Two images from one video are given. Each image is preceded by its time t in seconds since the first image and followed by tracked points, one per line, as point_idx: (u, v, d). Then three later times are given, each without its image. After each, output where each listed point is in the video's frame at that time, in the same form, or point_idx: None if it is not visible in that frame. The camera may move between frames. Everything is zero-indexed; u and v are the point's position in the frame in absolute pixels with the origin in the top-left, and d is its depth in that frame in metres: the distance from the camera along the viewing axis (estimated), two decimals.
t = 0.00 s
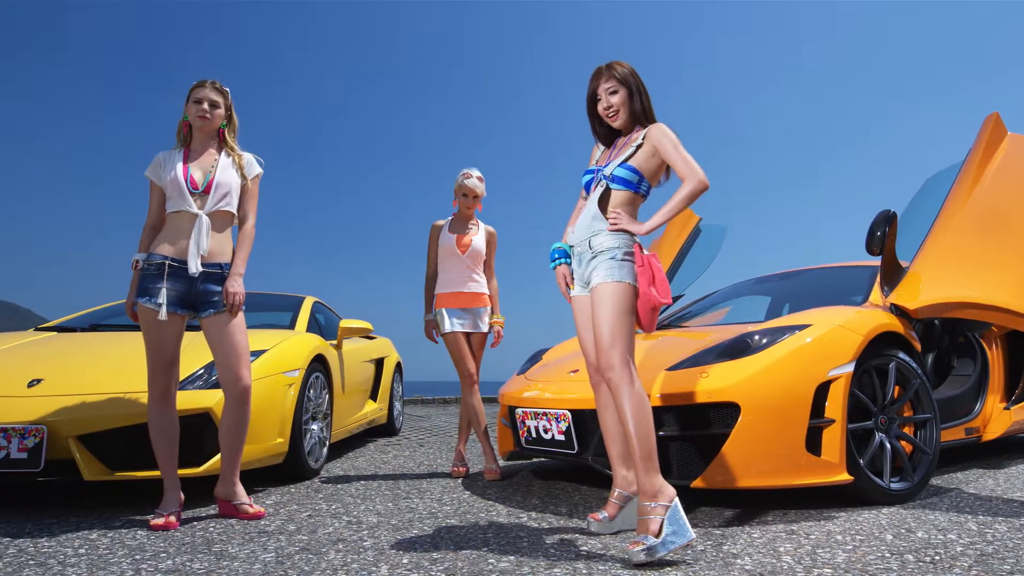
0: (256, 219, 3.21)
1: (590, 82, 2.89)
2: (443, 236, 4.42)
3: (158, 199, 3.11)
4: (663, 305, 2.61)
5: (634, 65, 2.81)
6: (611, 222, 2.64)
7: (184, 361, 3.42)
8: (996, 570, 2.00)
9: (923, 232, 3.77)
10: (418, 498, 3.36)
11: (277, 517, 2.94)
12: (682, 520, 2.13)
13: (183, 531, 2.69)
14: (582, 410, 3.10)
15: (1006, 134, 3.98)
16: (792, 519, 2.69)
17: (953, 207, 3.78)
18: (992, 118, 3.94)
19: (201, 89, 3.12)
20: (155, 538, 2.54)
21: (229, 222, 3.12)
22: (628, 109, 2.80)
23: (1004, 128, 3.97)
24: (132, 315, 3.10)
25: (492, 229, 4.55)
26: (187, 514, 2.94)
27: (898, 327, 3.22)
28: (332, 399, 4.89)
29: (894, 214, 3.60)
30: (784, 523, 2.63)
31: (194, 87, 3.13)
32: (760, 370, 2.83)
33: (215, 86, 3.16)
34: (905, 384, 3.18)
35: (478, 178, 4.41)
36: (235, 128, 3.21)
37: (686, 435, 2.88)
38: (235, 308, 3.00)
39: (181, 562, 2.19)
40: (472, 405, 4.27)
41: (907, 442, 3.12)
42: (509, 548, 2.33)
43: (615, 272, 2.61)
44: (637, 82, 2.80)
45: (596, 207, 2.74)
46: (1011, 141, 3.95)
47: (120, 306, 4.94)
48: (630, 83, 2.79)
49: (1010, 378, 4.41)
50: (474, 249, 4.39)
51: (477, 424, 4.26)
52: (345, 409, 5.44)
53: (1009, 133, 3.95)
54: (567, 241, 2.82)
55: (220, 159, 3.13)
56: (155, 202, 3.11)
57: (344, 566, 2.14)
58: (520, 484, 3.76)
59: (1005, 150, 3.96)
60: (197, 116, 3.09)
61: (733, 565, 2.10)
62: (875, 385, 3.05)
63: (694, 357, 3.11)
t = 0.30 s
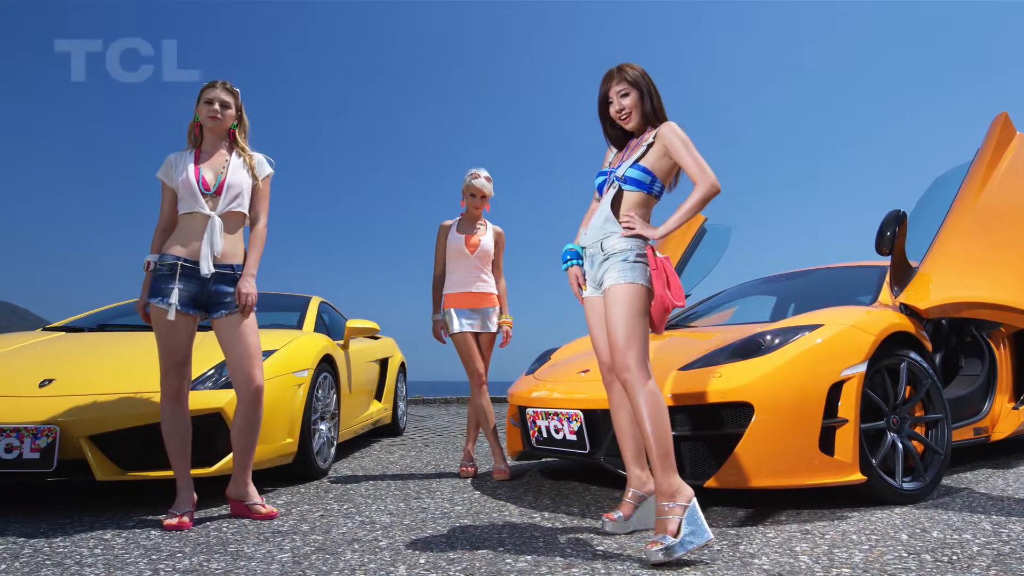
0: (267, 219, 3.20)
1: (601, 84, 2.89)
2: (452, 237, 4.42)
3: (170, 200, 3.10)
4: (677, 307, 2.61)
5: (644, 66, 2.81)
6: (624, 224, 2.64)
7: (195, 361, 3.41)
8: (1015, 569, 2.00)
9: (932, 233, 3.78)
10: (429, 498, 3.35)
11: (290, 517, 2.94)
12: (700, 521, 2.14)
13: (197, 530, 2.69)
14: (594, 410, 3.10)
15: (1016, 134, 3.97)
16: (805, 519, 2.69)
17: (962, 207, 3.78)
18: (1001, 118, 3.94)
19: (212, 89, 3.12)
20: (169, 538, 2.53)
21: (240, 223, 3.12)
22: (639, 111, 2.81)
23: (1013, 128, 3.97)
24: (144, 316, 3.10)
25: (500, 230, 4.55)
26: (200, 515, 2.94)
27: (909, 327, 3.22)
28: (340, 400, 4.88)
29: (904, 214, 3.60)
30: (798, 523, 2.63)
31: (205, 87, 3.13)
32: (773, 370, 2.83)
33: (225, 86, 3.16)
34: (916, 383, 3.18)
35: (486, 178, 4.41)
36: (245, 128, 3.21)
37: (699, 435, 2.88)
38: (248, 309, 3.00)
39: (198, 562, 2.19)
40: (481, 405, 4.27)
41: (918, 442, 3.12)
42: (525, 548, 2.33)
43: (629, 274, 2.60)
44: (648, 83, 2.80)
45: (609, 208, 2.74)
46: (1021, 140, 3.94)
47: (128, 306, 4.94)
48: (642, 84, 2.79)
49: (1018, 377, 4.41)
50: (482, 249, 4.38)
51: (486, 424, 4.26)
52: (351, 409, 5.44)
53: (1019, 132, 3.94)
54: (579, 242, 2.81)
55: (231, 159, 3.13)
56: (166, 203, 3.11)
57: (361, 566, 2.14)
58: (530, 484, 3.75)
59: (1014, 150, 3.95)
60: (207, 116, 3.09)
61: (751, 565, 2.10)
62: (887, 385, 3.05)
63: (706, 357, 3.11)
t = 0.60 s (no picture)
0: (279, 219, 3.20)
1: (612, 86, 2.89)
2: (460, 237, 4.42)
3: (182, 201, 3.11)
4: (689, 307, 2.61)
5: (655, 68, 2.81)
6: (636, 225, 2.63)
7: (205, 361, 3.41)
8: None
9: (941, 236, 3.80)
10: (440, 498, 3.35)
11: (302, 517, 2.94)
12: (716, 520, 2.14)
13: (211, 530, 2.69)
14: (605, 410, 3.11)
15: None
16: (818, 519, 2.69)
17: (971, 209, 3.79)
18: (1010, 118, 3.94)
19: (222, 90, 3.12)
20: (183, 539, 2.53)
21: (252, 224, 3.12)
22: (650, 113, 2.81)
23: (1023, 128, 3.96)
24: (156, 316, 3.10)
25: (507, 229, 4.55)
26: (212, 515, 2.94)
27: (920, 327, 3.22)
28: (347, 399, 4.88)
29: (914, 214, 3.60)
30: (811, 522, 2.64)
31: (216, 88, 3.13)
32: (786, 370, 2.83)
33: (235, 87, 3.15)
34: (927, 383, 3.19)
35: (494, 178, 4.40)
36: (256, 129, 3.21)
37: (711, 435, 2.88)
38: (261, 310, 3.00)
39: (215, 562, 2.19)
40: (489, 404, 4.26)
41: (930, 442, 3.13)
42: (540, 548, 2.32)
43: (641, 275, 2.60)
44: (659, 84, 2.80)
45: (621, 209, 2.74)
46: None
47: (135, 305, 4.93)
48: (653, 85, 2.79)
49: None
50: (491, 249, 4.38)
51: (494, 423, 4.25)
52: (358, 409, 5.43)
53: None
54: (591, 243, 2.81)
55: (242, 160, 3.13)
56: (179, 204, 3.11)
57: (379, 567, 2.14)
58: (540, 484, 3.75)
59: None
60: (219, 117, 3.09)
61: (768, 565, 2.10)
62: (899, 385, 3.06)
63: (718, 357, 3.11)
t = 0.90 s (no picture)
0: (290, 220, 3.20)
1: (623, 86, 2.89)
2: (468, 237, 4.41)
3: (194, 201, 3.10)
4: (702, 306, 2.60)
5: (666, 67, 2.80)
6: (648, 225, 2.63)
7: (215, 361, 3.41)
8: None
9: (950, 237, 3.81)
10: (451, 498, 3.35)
11: (314, 517, 2.94)
12: (733, 519, 2.14)
13: (223, 530, 2.69)
14: (617, 410, 3.10)
15: None
16: (831, 519, 2.69)
17: (979, 209, 3.80)
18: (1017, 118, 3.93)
19: (233, 90, 3.12)
20: (197, 539, 2.53)
21: (263, 224, 3.12)
22: (661, 113, 2.80)
23: None
24: (169, 316, 3.11)
25: (515, 229, 4.55)
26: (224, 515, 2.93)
27: (931, 327, 3.22)
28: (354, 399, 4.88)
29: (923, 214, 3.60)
30: (824, 522, 2.63)
31: (228, 88, 3.13)
32: (799, 370, 2.83)
33: (247, 87, 3.15)
34: (938, 383, 3.19)
35: (502, 178, 4.40)
36: (268, 129, 3.21)
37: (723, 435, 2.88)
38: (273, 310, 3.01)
39: (231, 562, 2.19)
40: (497, 404, 4.26)
41: (941, 441, 3.13)
42: (555, 547, 2.32)
43: (653, 274, 2.60)
44: (670, 84, 2.79)
45: (633, 208, 2.75)
46: None
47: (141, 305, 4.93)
48: (664, 85, 2.79)
49: None
50: (499, 249, 4.38)
51: (502, 422, 4.25)
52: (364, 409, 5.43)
53: None
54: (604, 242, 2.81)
55: (254, 161, 3.13)
56: (191, 204, 3.11)
57: (396, 567, 2.14)
58: (549, 484, 3.75)
59: None
60: (231, 118, 3.09)
61: (786, 565, 2.11)
62: (910, 385, 3.06)
63: (729, 357, 3.10)
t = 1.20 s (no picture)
0: (301, 220, 3.20)
1: (634, 85, 2.89)
2: (475, 237, 4.41)
3: (206, 202, 3.10)
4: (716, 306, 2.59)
5: (676, 65, 2.77)
6: (659, 224, 2.63)
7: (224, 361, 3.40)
8: None
9: (958, 237, 3.82)
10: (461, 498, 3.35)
11: (325, 517, 2.94)
12: (745, 517, 2.14)
13: (236, 530, 2.69)
14: (628, 410, 3.10)
15: None
16: (843, 519, 2.69)
17: (987, 210, 3.80)
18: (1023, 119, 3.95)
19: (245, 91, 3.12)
20: (210, 539, 2.53)
21: (274, 224, 3.12)
22: (672, 112, 2.81)
23: None
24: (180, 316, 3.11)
25: (522, 229, 4.55)
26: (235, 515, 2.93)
27: (941, 327, 3.22)
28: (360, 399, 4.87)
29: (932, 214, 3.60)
30: (837, 523, 2.63)
31: (240, 89, 3.13)
32: (811, 370, 2.83)
33: (258, 88, 3.15)
34: (948, 383, 3.19)
35: (509, 177, 4.40)
36: (279, 130, 3.21)
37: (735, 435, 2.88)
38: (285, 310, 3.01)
39: (247, 562, 2.19)
40: (504, 404, 4.26)
41: (951, 441, 3.13)
42: (570, 547, 2.32)
43: (665, 274, 2.60)
44: (681, 84, 2.79)
45: (644, 208, 2.75)
46: None
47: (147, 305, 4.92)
48: (676, 84, 2.79)
49: None
50: (506, 249, 4.38)
51: (510, 422, 4.25)
52: (369, 409, 5.43)
53: None
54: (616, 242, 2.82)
55: (265, 161, 3.13)
56: (202, 204, 3.10)
57: (412, 566, 2.14)
58: (558, 484, 3.75)
59: None
60: (242, 118, 3.09)
61: (802, 564, 2.11)
62: (921, 385, 3.06)
63: (740, 357, 3.10)
